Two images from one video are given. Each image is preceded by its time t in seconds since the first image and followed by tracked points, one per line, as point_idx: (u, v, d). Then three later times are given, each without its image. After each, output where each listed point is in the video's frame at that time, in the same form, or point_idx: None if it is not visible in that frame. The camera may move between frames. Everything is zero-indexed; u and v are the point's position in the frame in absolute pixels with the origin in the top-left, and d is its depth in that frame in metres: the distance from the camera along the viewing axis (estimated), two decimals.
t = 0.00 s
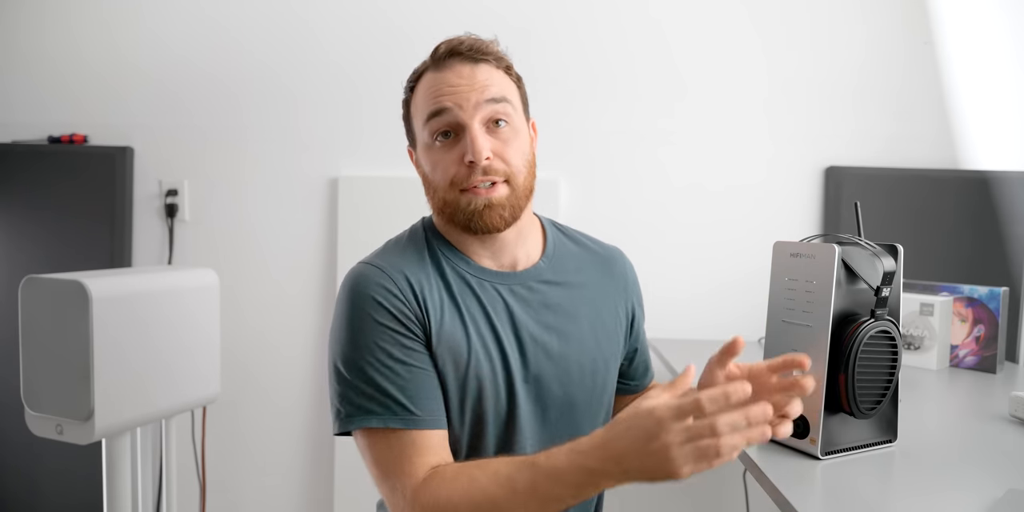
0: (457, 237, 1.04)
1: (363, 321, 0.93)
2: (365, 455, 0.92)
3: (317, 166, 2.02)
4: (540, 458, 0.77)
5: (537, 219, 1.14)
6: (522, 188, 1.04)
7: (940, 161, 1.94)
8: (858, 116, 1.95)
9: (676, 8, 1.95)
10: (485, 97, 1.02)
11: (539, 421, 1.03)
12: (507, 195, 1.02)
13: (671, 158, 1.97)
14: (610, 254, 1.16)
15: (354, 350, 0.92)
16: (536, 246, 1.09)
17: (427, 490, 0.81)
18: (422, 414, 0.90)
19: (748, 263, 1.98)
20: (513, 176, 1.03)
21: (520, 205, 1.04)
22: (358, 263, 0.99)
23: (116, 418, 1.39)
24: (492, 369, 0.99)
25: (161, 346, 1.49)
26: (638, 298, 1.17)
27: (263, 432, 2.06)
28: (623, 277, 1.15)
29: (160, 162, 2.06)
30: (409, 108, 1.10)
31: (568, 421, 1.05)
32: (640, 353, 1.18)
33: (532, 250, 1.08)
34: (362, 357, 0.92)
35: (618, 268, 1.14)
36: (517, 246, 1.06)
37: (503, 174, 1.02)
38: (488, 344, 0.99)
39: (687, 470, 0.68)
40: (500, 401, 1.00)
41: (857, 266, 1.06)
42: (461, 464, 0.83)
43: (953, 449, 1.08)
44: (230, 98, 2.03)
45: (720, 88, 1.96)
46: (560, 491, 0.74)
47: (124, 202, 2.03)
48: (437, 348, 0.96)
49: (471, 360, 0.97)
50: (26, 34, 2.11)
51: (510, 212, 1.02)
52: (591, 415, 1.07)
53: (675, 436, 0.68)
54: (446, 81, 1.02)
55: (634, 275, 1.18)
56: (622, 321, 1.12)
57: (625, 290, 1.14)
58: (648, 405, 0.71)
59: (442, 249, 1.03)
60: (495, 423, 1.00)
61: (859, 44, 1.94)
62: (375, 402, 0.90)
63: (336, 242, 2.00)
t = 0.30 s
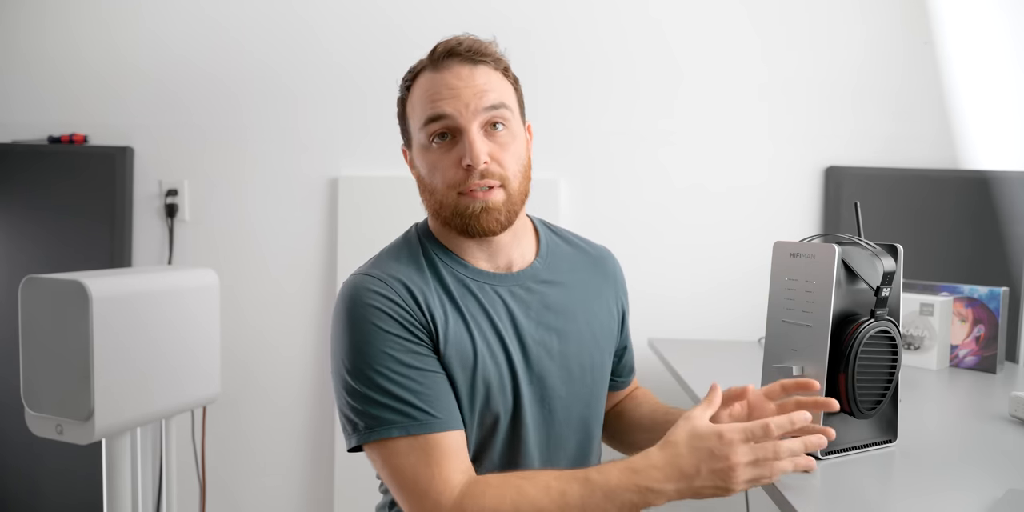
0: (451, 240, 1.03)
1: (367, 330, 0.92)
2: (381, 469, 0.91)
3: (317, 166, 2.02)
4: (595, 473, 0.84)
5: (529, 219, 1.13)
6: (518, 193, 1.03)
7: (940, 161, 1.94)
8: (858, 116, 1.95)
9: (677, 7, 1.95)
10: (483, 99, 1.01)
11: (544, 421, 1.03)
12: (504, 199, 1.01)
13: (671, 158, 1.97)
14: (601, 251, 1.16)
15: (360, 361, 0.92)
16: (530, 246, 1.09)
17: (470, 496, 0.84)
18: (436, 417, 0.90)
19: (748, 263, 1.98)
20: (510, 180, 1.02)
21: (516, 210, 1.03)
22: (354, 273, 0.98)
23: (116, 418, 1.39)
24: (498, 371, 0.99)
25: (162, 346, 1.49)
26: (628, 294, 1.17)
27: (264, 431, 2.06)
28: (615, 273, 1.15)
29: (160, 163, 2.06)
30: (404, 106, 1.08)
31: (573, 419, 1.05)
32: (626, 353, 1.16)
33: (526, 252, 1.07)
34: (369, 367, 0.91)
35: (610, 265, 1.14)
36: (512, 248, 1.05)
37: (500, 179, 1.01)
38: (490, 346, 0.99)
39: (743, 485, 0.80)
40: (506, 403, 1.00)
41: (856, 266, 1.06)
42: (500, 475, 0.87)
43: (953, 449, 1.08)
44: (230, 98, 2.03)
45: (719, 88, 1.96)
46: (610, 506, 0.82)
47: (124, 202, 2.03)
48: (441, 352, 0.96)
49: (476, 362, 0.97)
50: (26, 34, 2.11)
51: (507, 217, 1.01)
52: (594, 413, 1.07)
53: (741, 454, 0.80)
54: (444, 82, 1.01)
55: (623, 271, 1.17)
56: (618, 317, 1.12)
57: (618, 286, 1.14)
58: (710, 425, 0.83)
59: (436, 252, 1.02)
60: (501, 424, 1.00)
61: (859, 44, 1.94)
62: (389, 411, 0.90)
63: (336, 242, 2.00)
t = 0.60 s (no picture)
0: (463, 241, 1.03)
1: (364, 331, 0.92)
2: (373, 470, 0.91)
3: (317, 166, 2.02)
4: (585, 478, 0.84)
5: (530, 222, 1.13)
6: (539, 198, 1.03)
7: (939, 161, 1.94)
8: (858, 116, 1.95)
9: (677, 8, 1.95)
10: (517, 102, 1.01)
11: (541, 423, 1.03)
12: (528, 203, 1.01)
13: (671, 158, 1.97)
14: (599, 253, 1.16)
15: (357, 362, 0.92)
16: (530, 246, 1.09)
17: (459, 498, 0.84)
18: (431, 420, 0.90)
19: (748, 263, 1.98)
20: (534, 185, 1.02)
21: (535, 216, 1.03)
22: (352, 274, 0.98)
23: (116, 418, 1.39)
24: (496, 373, 0.99)
25: (162, 346, 1.49)
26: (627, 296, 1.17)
27: (264, 431, 2.06)
28: (614, 276, 1.15)
29: (160, 163, 2.06)
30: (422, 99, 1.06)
31: (570, 421, 1.05)
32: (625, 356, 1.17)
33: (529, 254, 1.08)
34: (365, 369, 0.92)
35: (608, 267, 1.14)
36: (514, 251, 1.05)
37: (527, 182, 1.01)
38: (488, 348, 0.99)
39: (734, 491, 0.81)
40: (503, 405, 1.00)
41: (856, 266, 1.06)
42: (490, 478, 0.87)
43: (953, 449, 1.08)
44: (230, 98, 2.03)
45: (720, 88, 1.96)
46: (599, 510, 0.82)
47: (124, 202, 2.03)
48: (439, 353, 0.96)
49: (474, 364, 0.97)
50: (26, 34, 2.11)
51: (529, 221, 1.01)
52: (593, 415, 1.07)
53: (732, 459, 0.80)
54: (478, 79, 1.00)
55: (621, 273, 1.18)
56: (616, 319, 1.12)
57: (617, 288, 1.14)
58: (702, 430, 0.83)
59: (437, 252, 1.02)
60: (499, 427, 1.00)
61: (859, 44, 1.94)
62: (385, 413, 0.90)
63: (336, 242, 2.00)
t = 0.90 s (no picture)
0: (457, 239, 1.04)
1: (360, 327, 0.93)
2: (365, 463, 0.92)
3: (317, 166, 2.02)
4: (567, 484, 0.80)
5: (537, 225, 1.13)
6: (526, 199, 1.03)
7: (940, 160, 1.94)
8: (858, 116, 1.95)
9: (676, 8, 1.95)
10: (507, 102, 1.01)
11: (537, 426, 1.03)
12: (510, 203, 1.01)
13: (671, 158, 1.97)
14: (607, 257, 1.15)
15: (352, 357, 0.93)
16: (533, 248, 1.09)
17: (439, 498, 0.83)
18: (422, 419, 0.90)
19: (748, 263, 1.98)
20: (520, 186, 1.01)
21: (520, 216, 1.02)
22: (354, 270, 0.99)
23: (116, 418, 1.39)
24: (491, 374, 0.99)
25: (161, 346, 1.49)
26: (635, 301, 1.16)
27: (263, 431, 2.06)
28: (621, 282, 1.14)
29: (160, 163, 2.06)
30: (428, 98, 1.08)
31: (566, 425, 1.05)
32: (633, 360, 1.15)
33: (529, 257, 1.07)
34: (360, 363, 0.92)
35: (614, 271, 1.14)
36: (517, 251, 1.05)
37: (510, 183, 1.01)
38: (486, 349, 0.99)
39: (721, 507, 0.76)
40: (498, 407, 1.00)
41: (857, 266, 1.06)
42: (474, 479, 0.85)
43: (953, 449, 1.08)
44: (230, 98, 2.03)
45: (720, 88, 1.96)
46: None
47: (124, 202, 2.03)
48: (435, 352, 0.96)
49: (470, 365, 0.97)
50: (26, 34, 2.11)
51: (511, 221, 1.01)
52: (591, 420, 1.06)
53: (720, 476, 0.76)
54: (471, 78, 1.00)
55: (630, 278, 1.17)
56: (620, 324, 1.11)
57: (623, 293, 1.13)
58: (691, 441, 0.78)
59: (440, 250, 1.03)
60: (494, 429, 1.00)
61: (859, 44, 1.94)
62: (377, 408, 0.91)
63: (336, 242, 2.00)
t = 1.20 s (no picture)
0: (461, 236, 1.06)
1: (364, 315, 0.95)
2: (375, 454, 0.91)
3: (317, 166, 2.02)
4: (571, 441, 0.80)
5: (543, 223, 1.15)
6: (532, 198, 1.06)
7: (940, 161, 1.94)
8: (859, 117, 1.95)
9: (677, 8, 1.95)
10: (513, 103, 1.03)
11: (534, 421, 1.05)
12: (517, 204, 1.04)
13: (671, 158, 1.97)
14: (615, 257, 1.17)
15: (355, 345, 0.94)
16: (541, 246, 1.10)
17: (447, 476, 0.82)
18: (422, 402, 0.90)
19: (748, 263, 1.98)
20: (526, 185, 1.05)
21: (529, 214, 1.06)
22: (361, 263, 1.01)
23: (116, 417, 1.39)
24: (492, 367, 1.01)
25: (161, 347, 1.49)
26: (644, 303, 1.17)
27: (264, 431, 2.06)
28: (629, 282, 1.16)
29: (160, 163, 2.06)
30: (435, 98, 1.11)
31: (564, 420, 1.07)
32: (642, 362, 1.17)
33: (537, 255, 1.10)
34: (364, 351, 0.93)
35: (620, 270, 1.15)
36: (521, 250, 1.07)
37: (518, 177, 1.04)
38: (487, 343, 1.01)
39: (726, 445, 0.77)
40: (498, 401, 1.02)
41: (857, 266, 1.06)
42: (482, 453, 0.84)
43: (953, 449, 1.08)
44: (230, 98, 2.03)
45: (719, 88, 1.96)
46: (590, 472, 0.78)
47: (124, 203, 2.03)
48: (438, 345, 0.98)
49: (471, 358, 0.99)
50: (26, 34, 2.11)
51: (517, 221, 1.04)
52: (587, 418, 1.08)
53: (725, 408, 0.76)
54: (478, 80, 1.03)
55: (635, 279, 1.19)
56: (625, 324, 1.13)
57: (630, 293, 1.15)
58: (691, 382, 0.78)
59: (445, 247, 1.05)
60: (491, 423, 1.02)
61: (859, 44, 1.94)
62: (380, 394, 0.91)
63: (336, 242, 2.00)
